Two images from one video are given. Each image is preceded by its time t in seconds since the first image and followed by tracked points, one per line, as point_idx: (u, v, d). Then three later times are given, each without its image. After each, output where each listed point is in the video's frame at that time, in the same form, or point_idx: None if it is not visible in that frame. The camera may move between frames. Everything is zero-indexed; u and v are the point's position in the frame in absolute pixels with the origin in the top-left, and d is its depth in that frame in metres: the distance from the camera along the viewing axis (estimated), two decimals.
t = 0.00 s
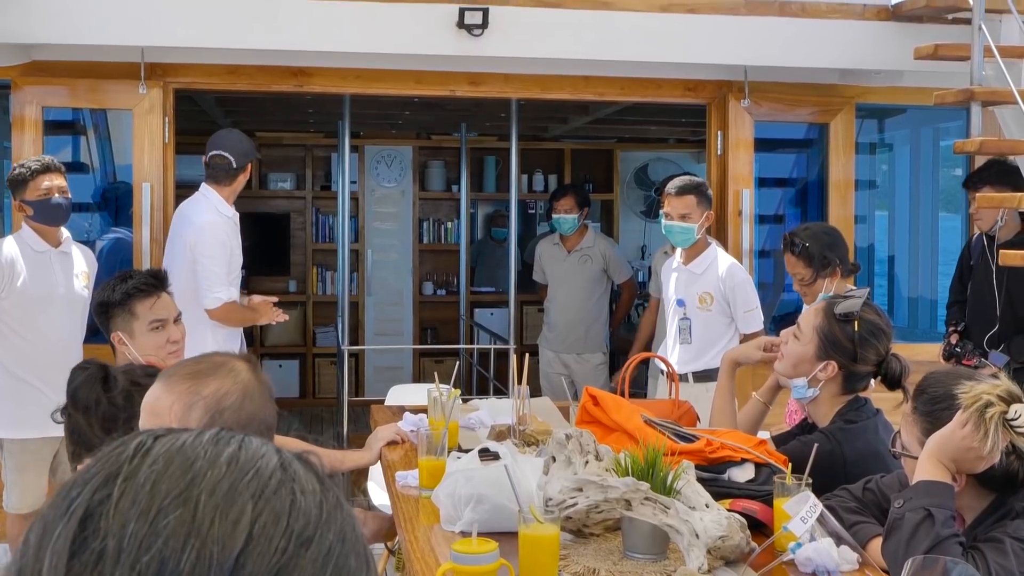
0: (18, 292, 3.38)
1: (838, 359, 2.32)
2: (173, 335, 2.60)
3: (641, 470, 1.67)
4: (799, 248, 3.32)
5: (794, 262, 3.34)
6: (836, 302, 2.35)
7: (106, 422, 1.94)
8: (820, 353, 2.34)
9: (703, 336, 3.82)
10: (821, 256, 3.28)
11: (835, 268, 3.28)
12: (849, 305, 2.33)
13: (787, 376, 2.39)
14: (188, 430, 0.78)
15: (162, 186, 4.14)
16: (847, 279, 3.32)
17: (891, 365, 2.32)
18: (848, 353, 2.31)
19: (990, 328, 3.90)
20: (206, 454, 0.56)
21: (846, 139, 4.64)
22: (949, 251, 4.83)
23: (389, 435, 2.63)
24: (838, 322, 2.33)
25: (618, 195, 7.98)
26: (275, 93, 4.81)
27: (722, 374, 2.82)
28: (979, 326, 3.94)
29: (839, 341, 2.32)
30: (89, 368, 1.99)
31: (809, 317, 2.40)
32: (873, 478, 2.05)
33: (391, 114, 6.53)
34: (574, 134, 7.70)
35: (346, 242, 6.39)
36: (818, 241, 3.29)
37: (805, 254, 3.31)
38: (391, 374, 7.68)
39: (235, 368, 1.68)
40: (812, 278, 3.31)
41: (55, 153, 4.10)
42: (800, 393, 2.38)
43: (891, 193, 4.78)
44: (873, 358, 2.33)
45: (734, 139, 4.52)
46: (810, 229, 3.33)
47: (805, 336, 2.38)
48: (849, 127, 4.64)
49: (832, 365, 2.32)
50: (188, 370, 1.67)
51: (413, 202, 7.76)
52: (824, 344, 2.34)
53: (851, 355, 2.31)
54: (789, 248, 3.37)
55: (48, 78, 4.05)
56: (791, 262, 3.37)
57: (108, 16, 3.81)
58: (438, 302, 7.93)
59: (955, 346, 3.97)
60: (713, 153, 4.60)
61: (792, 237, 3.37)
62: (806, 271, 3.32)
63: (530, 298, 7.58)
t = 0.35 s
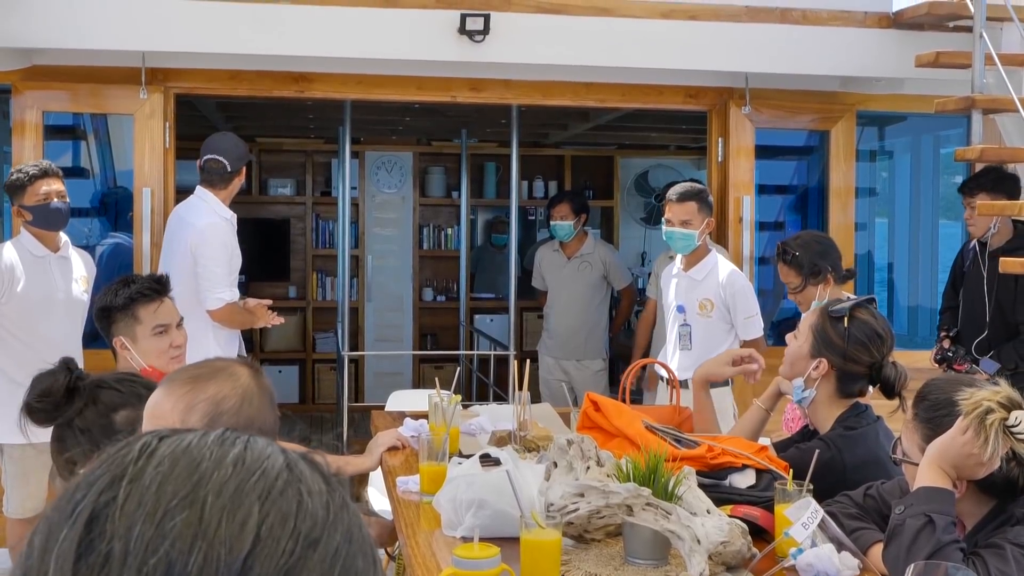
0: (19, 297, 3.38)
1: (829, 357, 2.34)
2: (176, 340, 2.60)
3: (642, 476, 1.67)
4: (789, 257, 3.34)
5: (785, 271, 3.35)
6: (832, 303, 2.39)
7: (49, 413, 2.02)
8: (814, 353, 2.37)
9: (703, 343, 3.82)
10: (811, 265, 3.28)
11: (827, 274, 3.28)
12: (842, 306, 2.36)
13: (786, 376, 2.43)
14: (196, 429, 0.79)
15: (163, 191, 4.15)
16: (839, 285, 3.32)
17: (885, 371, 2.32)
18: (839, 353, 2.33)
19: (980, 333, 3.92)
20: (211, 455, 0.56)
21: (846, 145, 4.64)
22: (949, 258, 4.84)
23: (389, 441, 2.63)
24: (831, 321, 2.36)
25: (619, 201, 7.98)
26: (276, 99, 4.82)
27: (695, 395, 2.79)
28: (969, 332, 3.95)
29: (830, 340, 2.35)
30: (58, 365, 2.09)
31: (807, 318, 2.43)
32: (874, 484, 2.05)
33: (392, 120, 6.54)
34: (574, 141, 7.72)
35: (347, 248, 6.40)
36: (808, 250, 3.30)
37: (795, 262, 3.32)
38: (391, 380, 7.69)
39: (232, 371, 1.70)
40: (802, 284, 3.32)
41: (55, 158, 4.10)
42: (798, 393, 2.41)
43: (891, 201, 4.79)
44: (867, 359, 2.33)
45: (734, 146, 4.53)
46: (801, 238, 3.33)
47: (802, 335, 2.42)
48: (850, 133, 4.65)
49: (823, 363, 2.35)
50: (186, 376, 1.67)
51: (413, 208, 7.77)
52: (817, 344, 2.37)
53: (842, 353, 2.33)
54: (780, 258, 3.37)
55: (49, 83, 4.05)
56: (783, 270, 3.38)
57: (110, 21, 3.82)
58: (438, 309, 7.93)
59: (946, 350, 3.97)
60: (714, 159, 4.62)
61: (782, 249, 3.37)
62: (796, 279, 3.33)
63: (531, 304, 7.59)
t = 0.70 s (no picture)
0: (16, 301, 3.37)
1: (824, 354, 2.35)
2: (176, 343, 2.59)
3: (641, 480, 1.67)
4: (784, 262, 3.35)
5: (780, 276, 3.36)
6: (829, 304, 2.42)
7: (20, 418, 2.05)
8: (811, 352, 2.39)
9: (701, 346, 3.82)
10: (804, 270, 3.28)
11: (820, 279, 3.28)
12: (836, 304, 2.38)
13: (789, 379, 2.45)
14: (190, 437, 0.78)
15: (161, 195, 4.15)
16: (834, 291, 3.30)
17: (882, 370, 2.30)
18: (834, 349, 2.34)
19: (976, 336, 3.92)
20: (209, 459, 0.56)
21: (845, 148, 4.64)
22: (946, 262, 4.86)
23: (388, 445, 2.63)
24: (826, 319, 2.38)
25: (617, 205, 7.99)
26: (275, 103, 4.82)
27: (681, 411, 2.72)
28: (965, 336, 3.95)
29: (825, 337, 2.36)
30: (41, 369, 2.13)
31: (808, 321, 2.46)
32: (873, 488, 2.05)
33: (391, 124, 6.55)
34: (573, 144, 7.73)
35: (345, 251, 6.39)
36: (801, 255, 3.30)
37: (789, 265, 3.33)
38: (389, 384, 7.68)
39: (229, 382, 1.70)
40: (797, 290, 3.31)
41: (53, 161, 4.10)
42: (801, 396, 2.42)
43: (889, 204, 4.80)
44: (862, 357, 2.32)
45: (733, 150, 4.54)
46: (795, 244, 3.35)
47: (801, 337, 2.44)
48: (848, 136, 4.64)
49: (818, 361, 2.36)
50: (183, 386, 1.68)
51: (412, 211, 7.77)
52: (813, 343, 2.39)
53: (837, 349, 2.33)
54: (776, 262, 3.38)
55: (48, 87, 4.05)
56: (779, 273, 3.39)
57: (109, 25, 3.82)
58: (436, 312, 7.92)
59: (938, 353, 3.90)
60: (713, 163, 4.62)
61: (778, 253, 3.38)
62: (791, 284, 3.33)
63: (529, 308, 7.59)
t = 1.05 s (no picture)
0: (11, 302, 3.38)
1: (828, 353, 2.35)
2: (177, 346, 2.59)
3: (638, 482, 1.66)
4: (781, 257, 3.35)
5: (776, 270, 3.36)
6: (823, 304, 2.42)
7: None
8: (812, 352, 2.37)
9: (698, 348, 3.83)
10: (800, 268, 3.28)
11: (814, 279, 3.28)
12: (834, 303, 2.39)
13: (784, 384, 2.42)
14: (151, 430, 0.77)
15: (158, 197, 4.14)
16: (827, 294, 3.31)
17: (884, 366, 2.34)
18: (838, 347, 2.34)
19: (974, 339, 3.92)
20: (187, 460, 0.55)
21: (842, 152, 4.67)
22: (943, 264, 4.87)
23: (384, 447, 2.62)
24: (825, 319, 2.38)
25: (614, 207, 7.99)
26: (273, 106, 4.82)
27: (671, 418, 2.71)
28: (963, 339, 3.95)
29: (827, 336, 2.36)
30: None
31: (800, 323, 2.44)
32: (870, 491, 2.06)
33: (388, 126, 6.54)
34: (570, 147, 7.74)
35: (342, 253, 6.39)
36: (799, 252, 3.30)
37: (785, 261, 3.33)
38: (386, 386, 7.69)
39: (232, 381, 1.70)
40: (790, 286, 3.32)
41: (50, 163, 4.10)
42: (799, 398, 2.39)
43: (886, 206, 4.80)
44: (866, 352, 2.34)
45: (731, 152, 4.53)
46: (794, 240, 3.33)
47: (796, 340, 2.42)
48: (846, 139, 4.67)
49: (822, 360, 2.35)
50: (187, 385, 1.69)
51: (409, 213, 7.77)
52: (813, 343, 2.37)
53: (841, 347, 2.34)
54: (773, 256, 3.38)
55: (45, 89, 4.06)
56: (776, 267, 3.38)
57: (106, 27, 3.82)
58: (433, 314, 7.92)
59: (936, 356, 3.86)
60: (710, 165, 4.62)
61: (777, 248, 3.38)
62: (785, 280, 3.33)
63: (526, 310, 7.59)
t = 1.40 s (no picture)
0: (9, 302, 3.37)
1: (835, 360, 2.35)
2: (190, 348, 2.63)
3: (634, 485, 1.66)
4: (780, 255, 3.37)
5: (773, 267, 3.38)
6: (822, 309, 2.41)
7: None
8: (817, 359, 2.36)
9: (696, 351, 3.83)
10: (793, 268, 3.29)
11: (805, 281, 3.29)
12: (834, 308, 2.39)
13: (785, 391, 2.39)
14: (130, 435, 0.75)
15: (156, 199, 4.14)
16: (819, 299, 3.28)
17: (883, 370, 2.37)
18: (845, 352, 2.35)
19: (974, 345, 3.92)
20: (157, 458, 0.54)
21: (840, 156, 4.68)
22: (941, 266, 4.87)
23: (381, 450, 2.62)
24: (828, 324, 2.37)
25: (612, 210, 8.00)
26: (271, 107, 4.81)
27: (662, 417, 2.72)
28: (964, 345, 3.95)
29: (833, 341, 2.36)
30: None
31: (796, 329, 2.42)
32: (866, 495, 2.06)
33: (387, 128, 6.54)
34: (568, 149, 7.75)
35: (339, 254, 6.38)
36: (795, 252, 3.30)
37: (782, 259, 3.35)
38: (383, 388, 7.68)
39: (224, 384, 1.70)
40: (783, 283, 3.34)
41: (48, 164, 4.10)
42: (801, 405, 2.36)
43: (885, 209, 4.80)
44: (867, 356, 2.37)
45: (728, 155, 4.54)
46: (795, 240, 3.34)
47: (796, 346, 2.39)
48: (843, 144, 4.68)
49: (829, 368, 2.35)
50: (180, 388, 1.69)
51: (407, 215, 7.77)
52: (818, 350, 2.36)
53: (848, 352, 2.35)
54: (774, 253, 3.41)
55: (43, 89, 4.06)
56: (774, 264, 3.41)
57: (105, 27, 3.82)
58: (431, 317, 7.91)
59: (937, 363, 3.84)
60: (708, 168, 4.63)
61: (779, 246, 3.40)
62: (780, 277, 3.36)
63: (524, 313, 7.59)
